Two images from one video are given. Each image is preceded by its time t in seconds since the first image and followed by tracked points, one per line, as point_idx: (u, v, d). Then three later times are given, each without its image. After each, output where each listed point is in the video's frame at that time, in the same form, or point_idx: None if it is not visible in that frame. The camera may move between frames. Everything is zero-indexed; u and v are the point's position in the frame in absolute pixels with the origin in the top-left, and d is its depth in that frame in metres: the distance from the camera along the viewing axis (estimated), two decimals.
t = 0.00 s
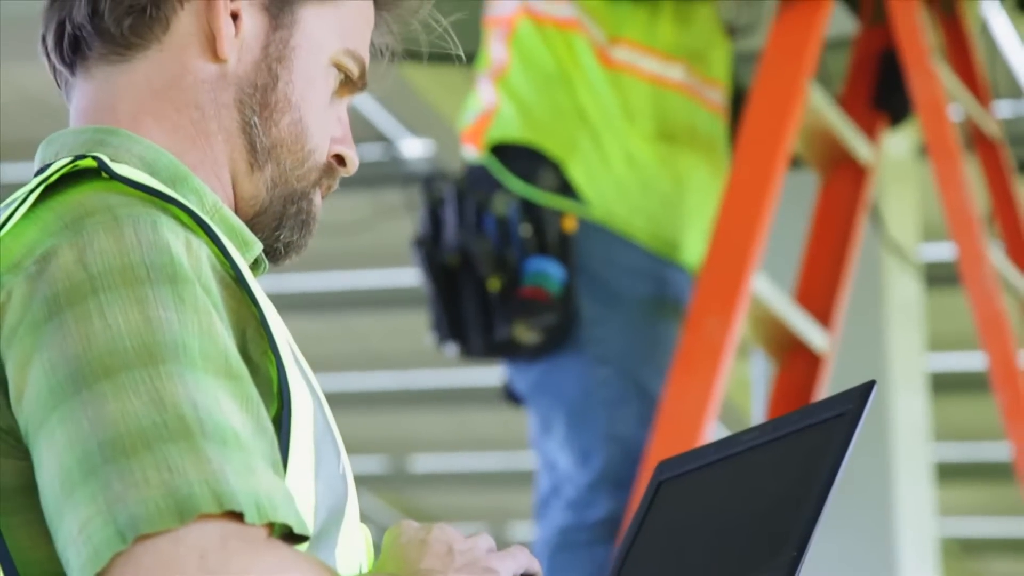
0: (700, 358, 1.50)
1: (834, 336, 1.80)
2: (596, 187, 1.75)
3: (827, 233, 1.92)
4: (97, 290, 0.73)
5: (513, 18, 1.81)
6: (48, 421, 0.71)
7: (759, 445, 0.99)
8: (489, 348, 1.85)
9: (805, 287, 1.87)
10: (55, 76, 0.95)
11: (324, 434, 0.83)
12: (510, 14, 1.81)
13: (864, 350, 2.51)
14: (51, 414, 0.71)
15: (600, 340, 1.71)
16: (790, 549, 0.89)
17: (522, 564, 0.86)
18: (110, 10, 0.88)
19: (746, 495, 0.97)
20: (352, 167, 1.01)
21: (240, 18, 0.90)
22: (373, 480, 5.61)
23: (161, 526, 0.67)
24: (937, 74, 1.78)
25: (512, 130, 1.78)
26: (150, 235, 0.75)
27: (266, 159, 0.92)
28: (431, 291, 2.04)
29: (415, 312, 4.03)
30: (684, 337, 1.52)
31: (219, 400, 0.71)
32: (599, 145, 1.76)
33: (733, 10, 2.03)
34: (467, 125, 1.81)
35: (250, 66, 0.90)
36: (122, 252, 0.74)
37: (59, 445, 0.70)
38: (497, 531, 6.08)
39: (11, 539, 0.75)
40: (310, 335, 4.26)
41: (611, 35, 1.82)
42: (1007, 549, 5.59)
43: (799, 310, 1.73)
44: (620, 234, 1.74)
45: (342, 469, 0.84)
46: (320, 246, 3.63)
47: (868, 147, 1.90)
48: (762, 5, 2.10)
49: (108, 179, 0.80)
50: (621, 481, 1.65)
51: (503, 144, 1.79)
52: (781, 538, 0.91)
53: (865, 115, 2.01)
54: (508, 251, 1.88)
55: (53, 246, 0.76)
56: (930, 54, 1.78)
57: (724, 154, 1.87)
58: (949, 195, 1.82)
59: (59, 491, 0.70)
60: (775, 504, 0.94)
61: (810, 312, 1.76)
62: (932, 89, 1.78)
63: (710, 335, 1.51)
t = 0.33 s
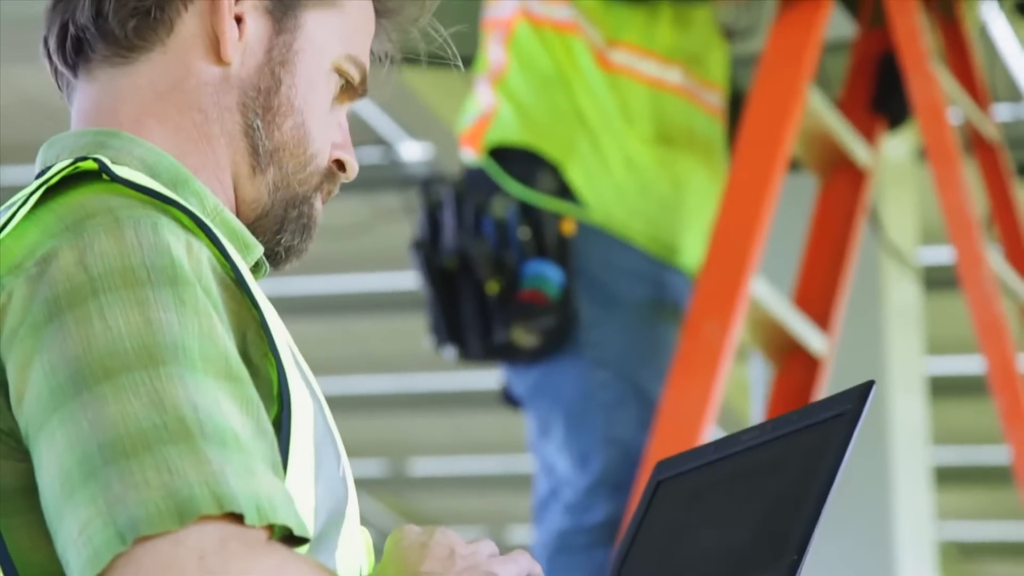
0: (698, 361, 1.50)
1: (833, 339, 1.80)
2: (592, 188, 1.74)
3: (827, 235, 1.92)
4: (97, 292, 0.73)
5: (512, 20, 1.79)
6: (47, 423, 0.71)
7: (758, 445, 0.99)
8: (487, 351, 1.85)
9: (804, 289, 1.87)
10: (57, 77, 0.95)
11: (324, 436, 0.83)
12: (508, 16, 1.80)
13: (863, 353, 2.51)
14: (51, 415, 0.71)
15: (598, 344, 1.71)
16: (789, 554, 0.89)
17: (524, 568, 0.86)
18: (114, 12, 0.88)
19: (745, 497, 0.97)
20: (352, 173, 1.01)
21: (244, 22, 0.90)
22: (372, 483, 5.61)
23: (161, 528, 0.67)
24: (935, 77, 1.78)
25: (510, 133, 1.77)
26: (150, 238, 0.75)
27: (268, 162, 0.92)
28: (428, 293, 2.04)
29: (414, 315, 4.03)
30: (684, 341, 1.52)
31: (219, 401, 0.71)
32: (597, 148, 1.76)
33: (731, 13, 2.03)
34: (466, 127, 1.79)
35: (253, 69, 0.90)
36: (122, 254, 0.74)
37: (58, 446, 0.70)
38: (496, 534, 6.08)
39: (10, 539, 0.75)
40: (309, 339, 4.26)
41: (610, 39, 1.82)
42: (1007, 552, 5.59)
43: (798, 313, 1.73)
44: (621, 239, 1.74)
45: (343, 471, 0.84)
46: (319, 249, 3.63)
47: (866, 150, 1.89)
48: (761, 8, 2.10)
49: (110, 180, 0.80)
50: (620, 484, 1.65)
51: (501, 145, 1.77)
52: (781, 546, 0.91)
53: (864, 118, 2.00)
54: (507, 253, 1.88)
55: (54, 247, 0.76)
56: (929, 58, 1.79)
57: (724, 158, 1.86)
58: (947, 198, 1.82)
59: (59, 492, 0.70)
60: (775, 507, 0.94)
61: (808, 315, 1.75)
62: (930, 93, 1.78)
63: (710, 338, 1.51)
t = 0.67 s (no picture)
0: (696, 367, 1.50)
1: (831, 343, 1.80)
2: (591, 192, 1.74)
3: (826, 236, 1.92)
4: (97, 292, 0.73)
5: (510, 24, 1.79)
6: (48, 421, 0.71)
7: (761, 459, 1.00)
8: (485, 355, 1.85)
9: (802, 293, 1.87)
10: (57, 82, 0.96)
11: (325, 438, 0.83)
12: (506, 22, 1.79)
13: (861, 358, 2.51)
14: (51, 413, 0.71)
15: (597, 347, 1.71)
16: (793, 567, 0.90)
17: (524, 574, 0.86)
18: (115, 18, 0.89)
19: (747, 510, 0.97)
20: (347, 181, 1.02)
21: (245, 29, 0.90)
22: (369, 487, 5.61)
23: (162, 522, 0.67)
24: (933, 82, 1.78)
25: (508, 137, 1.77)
26: (149, 239, 0.75)
27: (266, 170, 0.92)
28: (427, 299, 2.05)
29: (412, 319, 4.03)
30: (682, 347, 1.51)
31: (220, 397, 0.71)
32: (594, 151, 1.75)
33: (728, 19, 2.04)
34: (466, 132, 1.80)
35: (252, 77, 0.90)
36: (122, 255, 0.74)
37: (59, 443, 0.70)
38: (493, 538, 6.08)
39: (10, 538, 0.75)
40: (307, 343, 4.26)
41: (606, 43, 1.82)
42: (1005, 557, 5.59)
43: (797, 318, 1.73)
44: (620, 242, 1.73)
45: (341, 472, 0.84)
46: (316, 254, 3.63)
47: (865, 155, 1.89)
48: (757, 15, 2.11)
49: (109, 183, 0.80)
50: (620, 489, 1.65)
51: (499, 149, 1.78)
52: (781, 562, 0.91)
53: (862, 124, 2.02)
54: (506, 257, 1.89)
55: (53, 249, 0.76)
56: (928, 62, 1.79)
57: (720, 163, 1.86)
58: (945, 203, 1.82)
59: (60, 490, 0.70)
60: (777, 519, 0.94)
61: (807, 321, 1.75)
62: (928, 97, 1.78)
63: (709, 342, 1.51)
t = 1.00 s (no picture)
0: (692, 372, 1.50)
1: (828, 350, 1.79)
2: (590, 200, 1.73)
3: (823, 243, 1.92)
4: (117, 276, 0.74)
5: (508, 30, 1.77)
6: (81, 411, 0.72)
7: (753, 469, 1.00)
8: (481, 362, 1.85)
9: (799, 297, 1.88)
10: (56, 95, 0.97)
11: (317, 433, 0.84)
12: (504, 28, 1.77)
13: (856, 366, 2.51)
14: (83, 400, 0.72)
15: (594, 354, 1.70)
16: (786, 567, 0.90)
17: None
18: (117, 35, 0.90)
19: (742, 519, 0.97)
20: (341, 207, 1.03)
21: (246, 50, 0.91)
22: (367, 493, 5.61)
23: (222, 497, 0.68)
24: (930, 88, 1.78)
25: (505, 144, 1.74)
26: (155, 219, 0.77)
27: (260, 190, 0.93)
28: (422, 305, 2.04)
29: (410, 326, 4.03)
30: (678, 354, 1.51)
31: (248, 373, 0.72)
32: (592, 158, 1.74)
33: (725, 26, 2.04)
34: (461, 138, 1.77)
35: (251, 98, 0.91)
36: (133, 239, 0.75)
37: (102, 427, 0.71)
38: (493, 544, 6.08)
39: (25, 522, 0.76)
40: (305, 349, 4.26)
41: (603, 48, 1.81)
42: (1003, 564, 5.59)
43: (792, 324, 1.72)
44: (618, 249, 1.73)
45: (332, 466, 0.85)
46: (314, 260, 3.64)
47: (861, 163, 1.89)
48: (755, 22, 2.12)
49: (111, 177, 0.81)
50: (617, 495, 1.66)
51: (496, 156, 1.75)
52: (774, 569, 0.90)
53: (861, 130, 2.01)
54: (503, 263, 1.88)
55: (62, 237, 0.76)
56: (924, 71, 1.78)
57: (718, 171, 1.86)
58: (942, 210, 1.80)
59: (105, 471, 0.70)
60: (770, 529, 0.94)
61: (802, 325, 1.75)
62: (926, 102, 1.78)
63: (706, 347, 1.50)
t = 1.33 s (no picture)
0: (686, 385, 1.49)
1: (820, 362, 1.79)
2: (582, 212, 1.73)
3: (815, 251, 1.92)
4: (131, 278, 0.74)
5: (500, 41, 1.77)
6: (95, 416, 0.71)
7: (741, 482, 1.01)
8: (474, 373, 1.85)
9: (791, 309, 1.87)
10: (56, 113, 0.97)
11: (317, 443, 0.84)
12: (496, 38, 1.77)
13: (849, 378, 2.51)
14: (100, 403, 0.71)
15: (587, 365, 1.70)
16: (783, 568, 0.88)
17: None
18: (119, 53, 0.91)
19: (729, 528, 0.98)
20: (342, 222, 1.03)
21: (247, 67, 0.92)
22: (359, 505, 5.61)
23: (244, 497, 0.67)
24: (924, 100, 1.78)
25: (499, 155, 1.75)
26: (164, 225, 0.76)
27: (261, 205, 0.93)
28: (416, 315, 2.04)
29: (402, 338, 4.03)
30: (671, 363, 1.51)
31: (263, 377, 0.72)
32: (585, 169, 1.74)
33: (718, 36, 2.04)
34: (456, 148, 1.78)
35: (253, 114, 0.92)
36: (146, 242, 0.75)
37: (122, 428, 0.70)
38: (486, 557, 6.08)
39: (31, 523, 0.75)
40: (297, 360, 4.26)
41: (597, 59, 1.81)
42: None
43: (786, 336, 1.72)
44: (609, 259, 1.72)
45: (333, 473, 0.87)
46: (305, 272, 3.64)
47: (855, 175, 1.89)
48: (748, 32, 2.12)
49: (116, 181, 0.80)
50: (608, 506, 1.65)
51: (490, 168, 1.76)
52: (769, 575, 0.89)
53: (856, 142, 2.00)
54: (496, 274, 1.87)
55: (72, 239, 0.76)
56: (918, 81, 1.78)
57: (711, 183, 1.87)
58: (935, 222, 1.79)
59: (125, 471, 0.69)
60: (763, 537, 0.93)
61: (796, 340, 1.74)
62: (919, 114, 1.78)
63: (698, 358, 1.50)
